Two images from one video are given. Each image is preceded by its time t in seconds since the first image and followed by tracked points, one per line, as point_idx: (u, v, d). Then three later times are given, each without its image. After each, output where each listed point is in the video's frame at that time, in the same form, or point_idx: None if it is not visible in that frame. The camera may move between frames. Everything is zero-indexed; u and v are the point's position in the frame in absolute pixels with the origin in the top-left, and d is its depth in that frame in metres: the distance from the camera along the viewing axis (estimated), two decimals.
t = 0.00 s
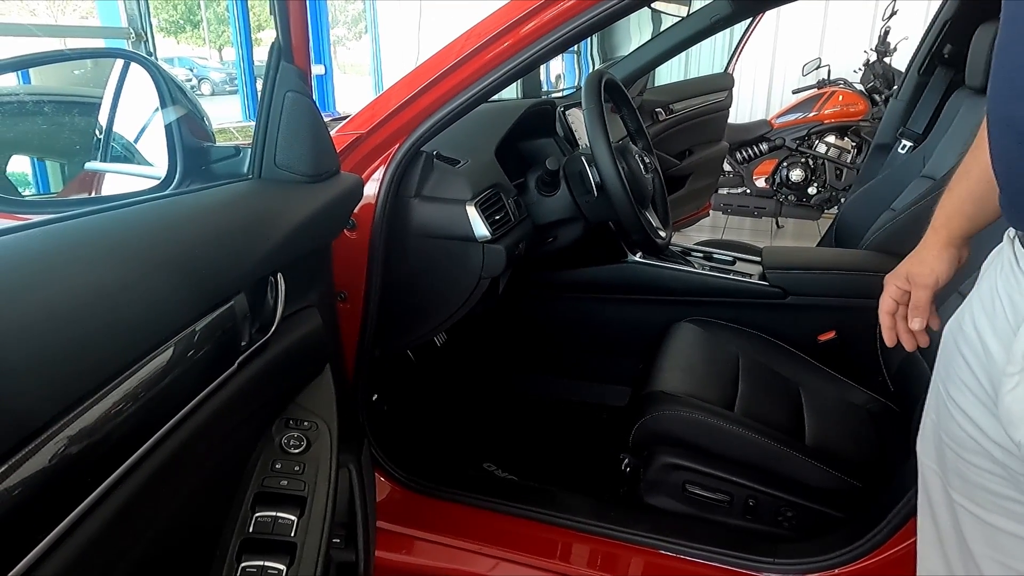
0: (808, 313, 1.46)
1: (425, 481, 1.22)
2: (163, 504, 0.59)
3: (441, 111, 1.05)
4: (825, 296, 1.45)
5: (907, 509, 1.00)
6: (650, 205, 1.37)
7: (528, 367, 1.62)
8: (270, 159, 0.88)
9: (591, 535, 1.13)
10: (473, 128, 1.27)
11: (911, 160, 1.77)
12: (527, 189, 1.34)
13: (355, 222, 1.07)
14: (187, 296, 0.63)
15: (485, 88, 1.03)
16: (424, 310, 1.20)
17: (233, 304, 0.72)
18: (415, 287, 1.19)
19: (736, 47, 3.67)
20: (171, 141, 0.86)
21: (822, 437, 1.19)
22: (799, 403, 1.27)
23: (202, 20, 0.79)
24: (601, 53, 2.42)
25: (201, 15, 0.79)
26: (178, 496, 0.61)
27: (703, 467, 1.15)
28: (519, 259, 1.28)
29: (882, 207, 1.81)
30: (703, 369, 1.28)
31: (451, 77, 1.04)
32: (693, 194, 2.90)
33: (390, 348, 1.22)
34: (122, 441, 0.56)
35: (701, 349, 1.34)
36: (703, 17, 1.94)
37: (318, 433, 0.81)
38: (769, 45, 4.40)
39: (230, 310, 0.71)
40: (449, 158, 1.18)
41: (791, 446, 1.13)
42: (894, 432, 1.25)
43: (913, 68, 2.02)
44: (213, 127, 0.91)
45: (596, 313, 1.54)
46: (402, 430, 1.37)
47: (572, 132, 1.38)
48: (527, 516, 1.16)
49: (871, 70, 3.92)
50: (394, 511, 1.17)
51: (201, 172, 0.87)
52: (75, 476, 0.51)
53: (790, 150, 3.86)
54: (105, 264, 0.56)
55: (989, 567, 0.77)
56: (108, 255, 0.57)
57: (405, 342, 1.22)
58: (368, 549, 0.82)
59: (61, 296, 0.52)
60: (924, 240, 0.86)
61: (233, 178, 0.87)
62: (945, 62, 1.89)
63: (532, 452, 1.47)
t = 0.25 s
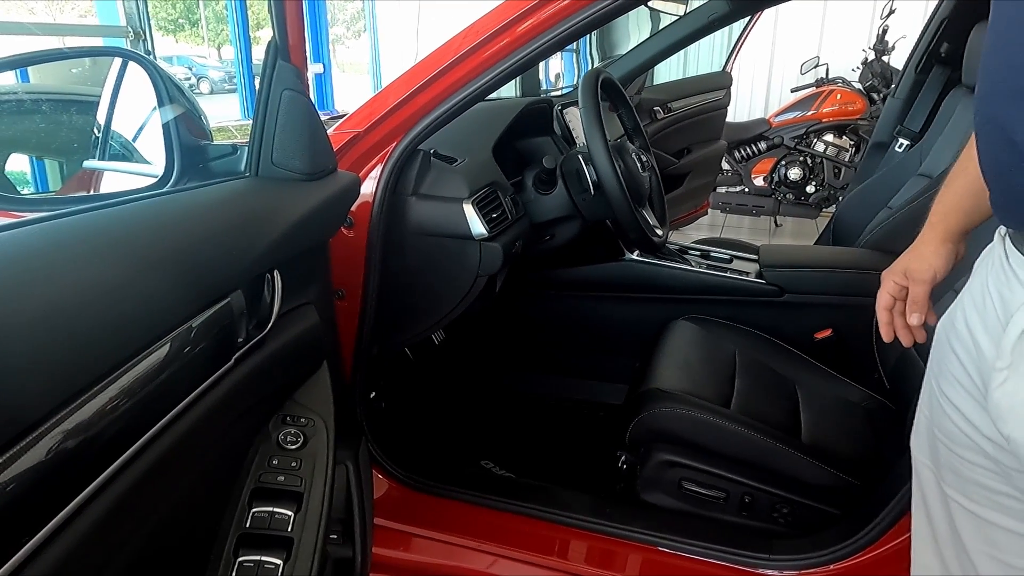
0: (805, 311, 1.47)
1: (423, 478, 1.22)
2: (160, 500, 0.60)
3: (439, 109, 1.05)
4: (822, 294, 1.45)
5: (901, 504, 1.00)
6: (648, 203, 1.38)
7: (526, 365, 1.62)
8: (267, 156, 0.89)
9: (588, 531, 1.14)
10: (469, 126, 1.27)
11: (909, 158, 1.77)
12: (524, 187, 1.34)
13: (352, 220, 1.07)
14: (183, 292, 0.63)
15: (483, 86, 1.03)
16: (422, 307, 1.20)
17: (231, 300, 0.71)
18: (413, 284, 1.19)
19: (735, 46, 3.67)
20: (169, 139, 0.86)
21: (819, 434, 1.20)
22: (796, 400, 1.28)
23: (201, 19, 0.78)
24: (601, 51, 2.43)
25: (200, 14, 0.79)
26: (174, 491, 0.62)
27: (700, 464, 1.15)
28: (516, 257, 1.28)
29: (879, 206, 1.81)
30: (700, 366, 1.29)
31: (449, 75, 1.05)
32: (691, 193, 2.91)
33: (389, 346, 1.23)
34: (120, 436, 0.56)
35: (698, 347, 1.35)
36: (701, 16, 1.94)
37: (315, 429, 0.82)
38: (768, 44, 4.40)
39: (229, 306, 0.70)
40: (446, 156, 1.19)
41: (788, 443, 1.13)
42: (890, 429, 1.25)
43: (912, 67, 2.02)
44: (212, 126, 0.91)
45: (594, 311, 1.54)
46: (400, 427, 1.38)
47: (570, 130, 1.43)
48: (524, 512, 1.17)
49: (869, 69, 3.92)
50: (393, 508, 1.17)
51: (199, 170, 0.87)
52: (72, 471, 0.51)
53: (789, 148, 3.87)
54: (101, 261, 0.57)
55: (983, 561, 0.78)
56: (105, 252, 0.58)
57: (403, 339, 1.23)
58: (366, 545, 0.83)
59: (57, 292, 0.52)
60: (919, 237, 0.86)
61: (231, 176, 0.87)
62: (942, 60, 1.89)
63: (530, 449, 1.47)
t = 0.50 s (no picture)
0: (802, 310, 1.47)
1: (422, 476, 1.23)
2: (158, 495, 0.60)
3: (439, 108, 1.06)
4: (820, 292, 1.46)
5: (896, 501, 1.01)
6: (646, 202, 1.38)
7: (525, 364, 1.63)
8: (267, 156, 0.89)
9: (586, 528, 1.15)
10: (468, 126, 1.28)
11: (907, 158, 1.78)
12: (523, 186, 1.35)
13: (352, 219, 1.08)
14: (181, 290, 0.64)
15: (483, 85, 1.04)
16: (421, 306, 1.21)
17: (230, 297, 0.72)
18: (412, 283, 1.20)
19: (735, 45, 3.68)
20: (169, 139, 0.87)
21: (815, 432, 1.20)
22: (793, 398, 1.28)
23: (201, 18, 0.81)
24: (600, 51, 2.44)
25: (200, 13, 0.82)
26: (172, 487, 0.62)
27: (698, 461, 1.16)
28: (515, 256, 1.29)
29: (878, 205, 1.82)
30: (698, 365, 1.30)
31: (449, 75, 1.05)
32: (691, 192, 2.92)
33: (388, 344, 1.24)
34: (117, 431, 0.57)
35: (695, 346, 1.36)
36: (700, 16, 1.95)
37: (314, 425, 0.82)
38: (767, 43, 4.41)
39: (228, 303, 0.72)
40: (445, 155, 1.19)
41: (784, 441, 1.14)
42: (886, 427, 1.26)
43: (910, 66, 2.03)
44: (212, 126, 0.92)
45: (592, 309, 1.55)
46: (399, 425, 1.39)
47: (568, 130, 1.42)
48: (522, 509, 1.18)
49: (869, 68, 3.93)
50: (392, 506, 1.18)
51: (200, 169, 0.87)
52: (70, 467, 0.52)
53: (788, 148, 3.88)
54: (100, 259, 0.57)
55: (975, 556, 0.78)
56: (105, 250, 0.58)
57: (402, 337, 1.23)
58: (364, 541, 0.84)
59: (56, 289, 0.53)
60: (908, 221, 0.87)
61: (231, 174, 0.88)
62: (941, 59, 1.89)
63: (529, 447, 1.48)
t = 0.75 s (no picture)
0: (806, 311, 1.48)
1: (426, 474, 1.24)
2: (164, 490, 0.61)
3: (443, 109, 1.07)
4: (823, 293, 1.46)
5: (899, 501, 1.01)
6: (649, 202, 1.39)
7: (529, 363, 1.63)
8: (274, 157, 0.90)
9: (588, 526, 1.15)
10: (473, 125, 1.28)
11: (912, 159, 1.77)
12: (527, 186, 1.36)
13: (357, 219, 1.09)
14: (188, 288, 0.65)
15: (487, 86, 1.04)
16: (425, 305, 1.22)
17: (237, 296, 0.73)
18: (416, 282, 1.21)
19: (740, 46, 3.68)
20: (177, 139, 0.89)
21: (818, 432, 1.21)
22: (796, 398, 1.29)
23: (208, 18, 0.79)
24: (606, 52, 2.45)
25: (207, 14, 0.79)
26: (178, 481, 0.63)
27: (700, 461, 1.16)
28: (519, 256, 1.29)
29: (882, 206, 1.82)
30: (701, 365, 1.30)
31: (454, 76, 1.06)
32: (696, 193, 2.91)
33: (393, 342, 1.25)
34: (125, 427, 0.58)
35: (699, 345, 1.36)
36: (705, 17, 1.96)
37: (319, 422, 0.83)
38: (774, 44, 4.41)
39: (235, 301, 0.73)
40: (450, 156, 1.20)
41: (786, 441, 1.14)
42: (889, 427, 1.26)
43: (915, 67, 2.03)
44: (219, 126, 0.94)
45: (596, 309, 1.56)
46: (404, 423, 1.40)
47: (572, 129, 1.43)
48: (525, 508, 1.18)
49: (875, 69, 3.92)
50: (396, 503, 1.19)
51: (207, 169, 0.89)
52: (78, 462, 0.53)
53: (794, 148, 3.87)
54: (109, 257, 0.58)
55: (972, 556, 0.78)
56: (114, 249, 0.59)
57: (407, 336, 1.24)
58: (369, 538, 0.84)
59: (65, 287, 0.54)
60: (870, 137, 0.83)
61: (238, 175, 0.89)
62: (946, 60, 1.90)
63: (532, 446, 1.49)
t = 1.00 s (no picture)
0: (821, 321, 1.47)
1: (440, 481, 1.24)
2: (188, 498, 0.63)
3: (460, 120, 1.08)
4: (838, 303, 1.46)
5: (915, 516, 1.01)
6: (663, 212, 1.39)
7: (542, 371, 1.64)
8: (294, 169, 0.92)
9: (601, 536, 1.16)
10: (488, 136, 1.30)
11: (929, 168, 1.76)
12: (541, 196, 1.37)
13: (374, 228, 1.10)
14: (212, 300, 0.67)
15: (504, 98, 1.06)
16: (440, 313, 1.23)
17: (259, 307, 0.75)
18: (432, 291, 1.22)
19: (756, 53, 3.68)
20: (202, 149, 0.91)
21: (832, 444, 1.20)
22: (810, 409, 1.28)
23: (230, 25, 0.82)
24: (621, 59, 2.46)
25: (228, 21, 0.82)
26: (202, 490, 0.65)
27: (713, 472, 1.16)
28: (533, 266, 1.30)
29: (899, 215, 1.81)
30: (714, 374, 1.30)
31: (471, 87, 1.08)
32: (711, 201, 2.91)
33: (408, 350, 1.26)
34: (153, 437, 0.59)
35: (713, 355, 1.36)
36: (721, 26, 1.96)
37: (336, 431, 0.84)
38: (790, 51, 4.39)
39: (257, 312, 0.75)
40: (466, 166, 1.22)
41: (800, 453, 1.14)
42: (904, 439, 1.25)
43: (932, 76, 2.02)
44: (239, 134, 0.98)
45: (610, 318, 1.56)
46: (418, 430, 1.41)
47: (587, 140, 1.44)
48: (537, 516, 1.19)
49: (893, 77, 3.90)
50: (410, 510, 1.20)
51: (230, 181, 0.91)
52: (109, 472, 0.55)
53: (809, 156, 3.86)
54: (138, 271, 0.60)
55: (983, 570, 0.78)
56: (142, 262, 0.61)
57: (421, 344, 1.25)
58: (383, 544, 0.86)
59: (98, 301, 0.55)
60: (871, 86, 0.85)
61: (260, 187, 0.90)
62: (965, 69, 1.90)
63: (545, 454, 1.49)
